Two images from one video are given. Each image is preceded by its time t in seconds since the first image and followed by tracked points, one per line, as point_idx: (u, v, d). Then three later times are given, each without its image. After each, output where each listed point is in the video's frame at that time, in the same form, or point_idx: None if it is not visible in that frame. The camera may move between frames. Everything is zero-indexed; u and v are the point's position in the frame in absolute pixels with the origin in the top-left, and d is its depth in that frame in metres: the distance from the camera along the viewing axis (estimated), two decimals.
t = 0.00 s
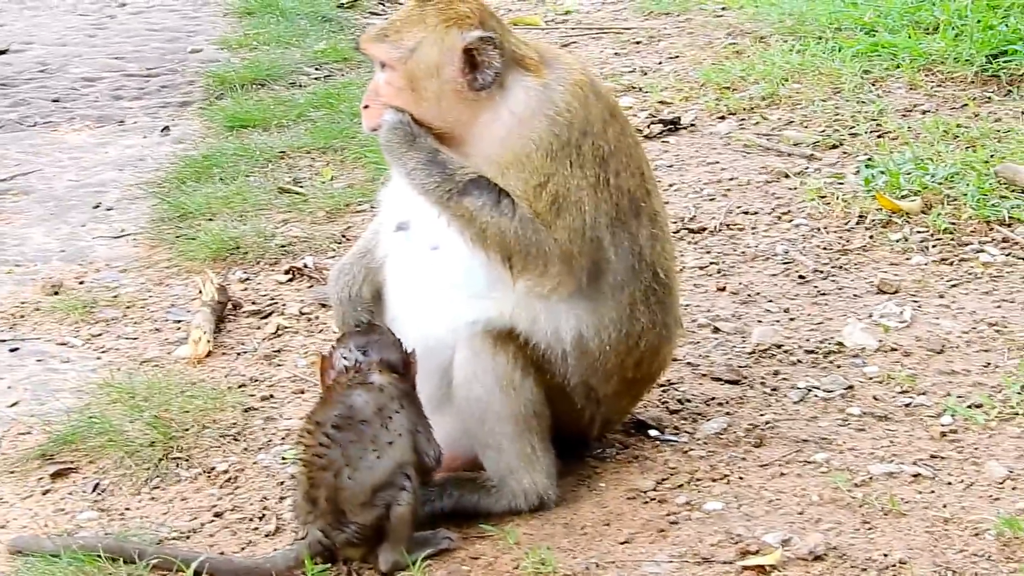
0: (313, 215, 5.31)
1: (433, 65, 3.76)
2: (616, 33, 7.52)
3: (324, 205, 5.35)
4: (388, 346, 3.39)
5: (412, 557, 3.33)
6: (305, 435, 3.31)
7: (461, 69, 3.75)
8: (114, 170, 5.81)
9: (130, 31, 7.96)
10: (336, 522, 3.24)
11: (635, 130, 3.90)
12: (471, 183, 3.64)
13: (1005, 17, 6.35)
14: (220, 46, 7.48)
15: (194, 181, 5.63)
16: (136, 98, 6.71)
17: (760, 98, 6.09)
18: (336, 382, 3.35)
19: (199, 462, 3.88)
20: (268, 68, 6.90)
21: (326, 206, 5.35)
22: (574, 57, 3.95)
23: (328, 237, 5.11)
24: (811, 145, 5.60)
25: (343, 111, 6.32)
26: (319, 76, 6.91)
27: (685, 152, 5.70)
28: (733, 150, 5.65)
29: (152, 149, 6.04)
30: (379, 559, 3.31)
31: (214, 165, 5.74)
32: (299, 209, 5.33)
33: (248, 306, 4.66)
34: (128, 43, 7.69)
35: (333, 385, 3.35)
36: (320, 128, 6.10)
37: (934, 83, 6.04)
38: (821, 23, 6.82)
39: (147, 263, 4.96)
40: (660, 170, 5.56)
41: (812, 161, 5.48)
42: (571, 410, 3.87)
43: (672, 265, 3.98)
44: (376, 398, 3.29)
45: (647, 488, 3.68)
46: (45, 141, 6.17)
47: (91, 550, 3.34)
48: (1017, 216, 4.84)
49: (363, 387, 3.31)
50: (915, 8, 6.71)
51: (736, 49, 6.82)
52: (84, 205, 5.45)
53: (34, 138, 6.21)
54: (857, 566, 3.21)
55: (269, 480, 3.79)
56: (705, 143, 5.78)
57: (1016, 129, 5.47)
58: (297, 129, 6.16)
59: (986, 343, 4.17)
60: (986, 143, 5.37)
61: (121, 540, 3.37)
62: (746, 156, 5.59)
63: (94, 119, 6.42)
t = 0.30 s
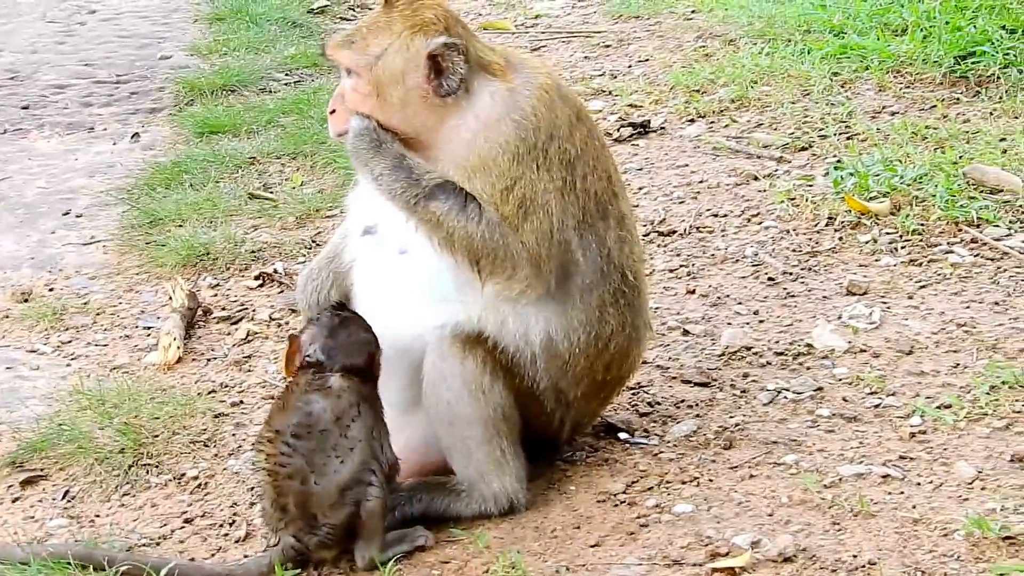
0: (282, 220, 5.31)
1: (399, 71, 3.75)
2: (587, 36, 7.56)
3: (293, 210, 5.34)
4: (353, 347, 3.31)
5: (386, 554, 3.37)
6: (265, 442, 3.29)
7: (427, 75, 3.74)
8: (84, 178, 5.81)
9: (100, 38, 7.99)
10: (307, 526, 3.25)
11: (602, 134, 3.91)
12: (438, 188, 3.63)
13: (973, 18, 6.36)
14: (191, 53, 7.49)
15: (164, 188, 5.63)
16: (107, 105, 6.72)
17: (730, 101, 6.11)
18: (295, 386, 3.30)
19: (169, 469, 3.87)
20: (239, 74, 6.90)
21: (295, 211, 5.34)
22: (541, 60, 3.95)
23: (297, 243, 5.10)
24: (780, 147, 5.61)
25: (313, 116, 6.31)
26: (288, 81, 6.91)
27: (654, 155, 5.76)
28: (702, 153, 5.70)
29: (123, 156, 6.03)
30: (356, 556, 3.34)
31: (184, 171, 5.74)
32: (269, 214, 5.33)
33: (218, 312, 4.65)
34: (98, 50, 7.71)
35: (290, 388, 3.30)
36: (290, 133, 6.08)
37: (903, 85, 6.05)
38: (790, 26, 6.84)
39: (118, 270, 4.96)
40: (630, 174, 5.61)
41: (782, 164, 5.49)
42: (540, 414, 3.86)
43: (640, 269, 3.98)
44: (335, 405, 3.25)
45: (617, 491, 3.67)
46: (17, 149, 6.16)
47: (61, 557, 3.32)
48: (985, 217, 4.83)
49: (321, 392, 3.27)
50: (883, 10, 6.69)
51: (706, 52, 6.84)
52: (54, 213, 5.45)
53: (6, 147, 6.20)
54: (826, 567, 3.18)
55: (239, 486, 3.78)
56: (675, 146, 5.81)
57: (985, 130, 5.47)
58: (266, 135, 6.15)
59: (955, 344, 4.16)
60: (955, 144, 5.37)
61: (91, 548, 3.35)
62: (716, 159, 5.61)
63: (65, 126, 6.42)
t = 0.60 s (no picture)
0: (263, 226, 5.29)
1: (380, 78, 3.74)
2: (568, 40, 7.56)
3: (274, 216, 5.32)
4: (302, 349, 3.19)
5: (367, 566, 3.38)
6: (246, 463, 3.24)
7: (408, 83, 3.73)
8: (64, 184, 5.79)
9: (81, 43, 7.97)
10: (291, 545, 3.19)
11: (584, 139, 3.89)
12: (419, 195, 3.62)
13: (956, 23, 6.30)
14: (171, 57, 7.46)
15: (144, 193, 5.61)
16: (88, 111, 6.71)
17: (711, 106, 6.13)
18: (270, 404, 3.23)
19: (151, 476, 3.85)
20: (219, 79, 6.87)
21: (276, 216, 5.32)
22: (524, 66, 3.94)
23: (278, 249, 5.08)
24: (762, 152, 5.62)
25: (293, 121, 6.29)
26: (269, 86, 6.89)
27: (636, 160, 5.75)
28: (684, 158, 5.70)
29: (104, 161, 6.02)
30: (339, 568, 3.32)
31: (164, 177, 5.72)
32: (249, 220, 5.32)
33: (199, 318, 4.64)
34: (79, 56, 7.69)
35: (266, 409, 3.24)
36: (271, 138, 6.06)
37: (885, 89, 6.06)
38: (771, 30, 6.85)
39: (99, 276, 4.94)
40: (612, 179, 5.60)
41: (764, 168, 5.49)
42: (522, 421, 3.84)
43: (623, 276, 3.97)
44: (315, 424, 3.19)
45: (600, 498, 3.66)
46: None
47: (42, 565, 3.29)
48: (968, 222, 4.84)
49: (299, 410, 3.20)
50: (865, 13, 6.68)
51: (687, 57, 6.84)
52: (35, 219, 5.43)
53: None
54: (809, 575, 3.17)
55: (221, 493, 3.77)
56: (657, 151, 5.81)
57: (967, 134, 5.48)
58: (247, 140, 6.14)
59: (938, 350, 4.16)
60: (938, 148, 5.37)
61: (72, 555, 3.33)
62: (698, 164, 5.62)
63: (45, 132, 6.41)
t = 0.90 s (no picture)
0: (258, 228, 5.28)
1: (377, 83, 3.73)
2: (563, 41, 7.54)
3: (270, 218, 5.31)
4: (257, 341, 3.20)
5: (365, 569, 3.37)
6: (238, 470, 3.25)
7: (405, 87, 3.72)
8: (59, 184, 5.78)
9: (76, 42, 7.95)
10: (286, 547, 3.19)
11: (582, 145, 3.89)
12: (416, 201, 3.60)
13: (951, 24, 6.33)
14: (166, 57, 7.45)
15: (140, 194, 5.59)
16: (83, 111, 6.69)
17: (707, 108, 6.10)
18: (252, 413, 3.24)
19: (146, 481, 3.85)
20: (214, 78, 6.85)
21: (272, 218, 5.31)
22: (521, 71, 3.93)
23: (274, 250, 5.07)
24: (759, 155, 5.62)
25: (288, 123, 6.29)
26: (264, 87, 6.87)
27: (633, 162, 5.75)
28: (680, 160, 5.69)
29: (99, 162, 6.00)
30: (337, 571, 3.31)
31: (159, 177, 5.71)
32: (245, 222, 5.31)
33: (194, 321, 4.63)
34: (75, 54, 7.68)
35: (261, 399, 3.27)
36: (267, 139, 6.05)
37: (882, 92, 6.02)
38: (767, 31, 6.84)
39: (93, 278, 4.93)
40: (608, 182, 5.59)
41: (760, 171, 5.50)
42: (520, 426, 3.84)
43: (620, 280, 3.97)
44: (290, 428, 3.17)
45: (597, 505, 3.66)
46: None
47: (36, 569, 3.28)
48: (965, 226, 4.83)
49: (275, 417, 3.18)
50: (861, 16, 6.69)
51: (682, 58, 6.83)
52: (30, 220, 5.42)
53: None
54: None
55: (216, 498, 3.77)
56: (653, 153, 5.80)
57: (965, 137, 5.47)
58: (243, 140, 6.13)
59: (937, 356, 4.16)
60: (935, 151, 5.37)
61: (65, 560, 3.32)
62: (694, 167, 5.62)
63: (40, 132, 6.39)
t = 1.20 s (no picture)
0: (257, 242, 5.28)
1: (377, 100, 3.73)
2: (562, 57, 7.54)
3: (269, 232, 5.31)
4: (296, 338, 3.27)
5: None
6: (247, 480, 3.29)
7: (406, 106, 3.73)
8: (58, 198, 5.77)
9: (75, 57, 7.94)
10: (287, 558, 3.21)
11: (582, 161, 3.89)
12: (417, 218, 3.61)
13: (951, 41, 6.28)
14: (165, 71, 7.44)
15: (139, 208, 5.59)
16: (82, 125, 6.69)
17: (707, 123, 6.13)
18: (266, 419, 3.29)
19: (144, 495, 3.85)
20: (213, 93, 6.85)
21: (271, 232, 5.32)
22: (521, 88, 3.94)
23: (273, 265, 5.07)
24: (758, 171, 5.64)
25: (287, 137, 6.29)
26: (263, 101, 6.87)
27: (632, 178, 5.75)
28: (680, 177, 5.71)
29: (98, 176, 6.00)
30: None
31: (158, 192, 5.70)
32: (243, 236, 5.31)
33: (193, 334, 4.63)
34: (74, 69, 7.67)
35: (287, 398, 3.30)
36: (266, 154, 6.06)
37: (881, 109, 6.06)
38: (766, 48, 6.86)
39: (92, 291, 4.93)
40: (608, 197, 5.59)
41: (760, 188, 5.52)
42: (519, 442, 3.85)
43: (620, 296, 3.97)
44: (301, 442, 3.22)
45: (597, 521, 3.67)
46: None
47: None
48: (966, 243, 4.84)
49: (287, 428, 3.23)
50: (860, 32, 6.68)
51: (682, 75, 6.84)
52: (29, 233, 5.42)
53: None
54: None
55: (215, 512, 3.77)
56: (652, 169, 5.82)
57: (965, 154, 5.49)
58: (242, 155, 6.13)
59: (937, 373, 4.17)
60: (935, 168, 5.39)
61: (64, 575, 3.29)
62: (694, 183, 5.64)
63: (39, 146, 6.40)
